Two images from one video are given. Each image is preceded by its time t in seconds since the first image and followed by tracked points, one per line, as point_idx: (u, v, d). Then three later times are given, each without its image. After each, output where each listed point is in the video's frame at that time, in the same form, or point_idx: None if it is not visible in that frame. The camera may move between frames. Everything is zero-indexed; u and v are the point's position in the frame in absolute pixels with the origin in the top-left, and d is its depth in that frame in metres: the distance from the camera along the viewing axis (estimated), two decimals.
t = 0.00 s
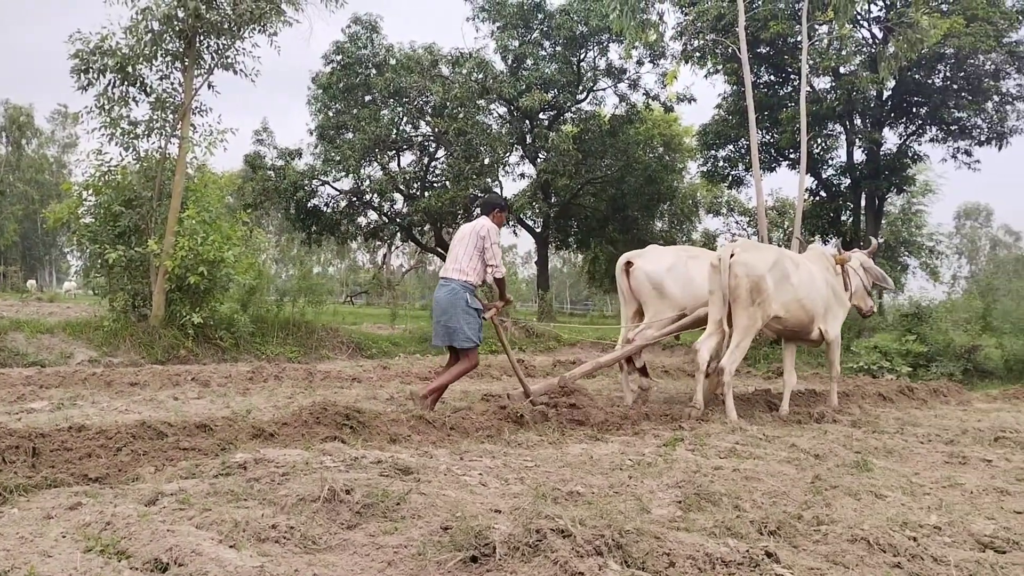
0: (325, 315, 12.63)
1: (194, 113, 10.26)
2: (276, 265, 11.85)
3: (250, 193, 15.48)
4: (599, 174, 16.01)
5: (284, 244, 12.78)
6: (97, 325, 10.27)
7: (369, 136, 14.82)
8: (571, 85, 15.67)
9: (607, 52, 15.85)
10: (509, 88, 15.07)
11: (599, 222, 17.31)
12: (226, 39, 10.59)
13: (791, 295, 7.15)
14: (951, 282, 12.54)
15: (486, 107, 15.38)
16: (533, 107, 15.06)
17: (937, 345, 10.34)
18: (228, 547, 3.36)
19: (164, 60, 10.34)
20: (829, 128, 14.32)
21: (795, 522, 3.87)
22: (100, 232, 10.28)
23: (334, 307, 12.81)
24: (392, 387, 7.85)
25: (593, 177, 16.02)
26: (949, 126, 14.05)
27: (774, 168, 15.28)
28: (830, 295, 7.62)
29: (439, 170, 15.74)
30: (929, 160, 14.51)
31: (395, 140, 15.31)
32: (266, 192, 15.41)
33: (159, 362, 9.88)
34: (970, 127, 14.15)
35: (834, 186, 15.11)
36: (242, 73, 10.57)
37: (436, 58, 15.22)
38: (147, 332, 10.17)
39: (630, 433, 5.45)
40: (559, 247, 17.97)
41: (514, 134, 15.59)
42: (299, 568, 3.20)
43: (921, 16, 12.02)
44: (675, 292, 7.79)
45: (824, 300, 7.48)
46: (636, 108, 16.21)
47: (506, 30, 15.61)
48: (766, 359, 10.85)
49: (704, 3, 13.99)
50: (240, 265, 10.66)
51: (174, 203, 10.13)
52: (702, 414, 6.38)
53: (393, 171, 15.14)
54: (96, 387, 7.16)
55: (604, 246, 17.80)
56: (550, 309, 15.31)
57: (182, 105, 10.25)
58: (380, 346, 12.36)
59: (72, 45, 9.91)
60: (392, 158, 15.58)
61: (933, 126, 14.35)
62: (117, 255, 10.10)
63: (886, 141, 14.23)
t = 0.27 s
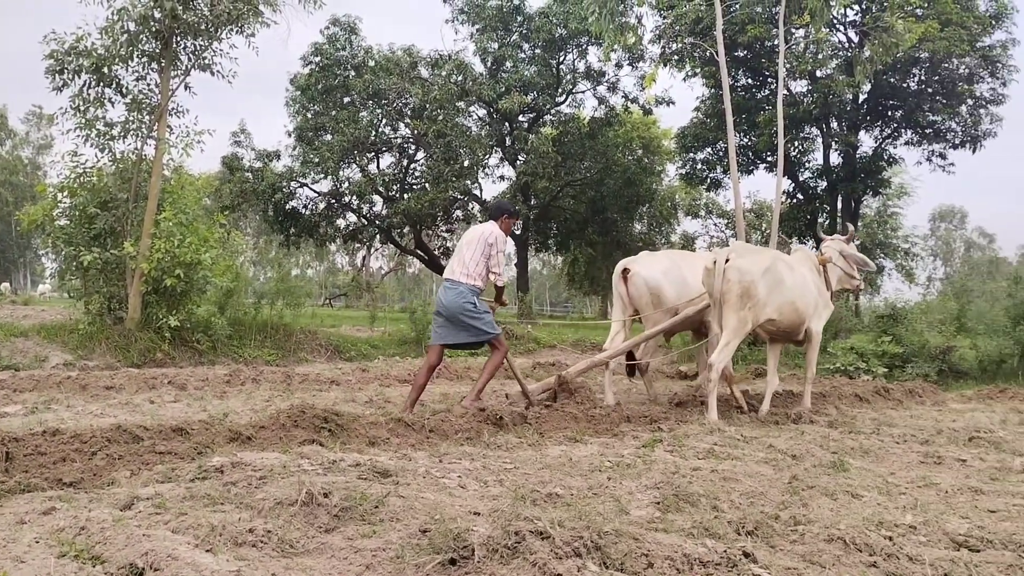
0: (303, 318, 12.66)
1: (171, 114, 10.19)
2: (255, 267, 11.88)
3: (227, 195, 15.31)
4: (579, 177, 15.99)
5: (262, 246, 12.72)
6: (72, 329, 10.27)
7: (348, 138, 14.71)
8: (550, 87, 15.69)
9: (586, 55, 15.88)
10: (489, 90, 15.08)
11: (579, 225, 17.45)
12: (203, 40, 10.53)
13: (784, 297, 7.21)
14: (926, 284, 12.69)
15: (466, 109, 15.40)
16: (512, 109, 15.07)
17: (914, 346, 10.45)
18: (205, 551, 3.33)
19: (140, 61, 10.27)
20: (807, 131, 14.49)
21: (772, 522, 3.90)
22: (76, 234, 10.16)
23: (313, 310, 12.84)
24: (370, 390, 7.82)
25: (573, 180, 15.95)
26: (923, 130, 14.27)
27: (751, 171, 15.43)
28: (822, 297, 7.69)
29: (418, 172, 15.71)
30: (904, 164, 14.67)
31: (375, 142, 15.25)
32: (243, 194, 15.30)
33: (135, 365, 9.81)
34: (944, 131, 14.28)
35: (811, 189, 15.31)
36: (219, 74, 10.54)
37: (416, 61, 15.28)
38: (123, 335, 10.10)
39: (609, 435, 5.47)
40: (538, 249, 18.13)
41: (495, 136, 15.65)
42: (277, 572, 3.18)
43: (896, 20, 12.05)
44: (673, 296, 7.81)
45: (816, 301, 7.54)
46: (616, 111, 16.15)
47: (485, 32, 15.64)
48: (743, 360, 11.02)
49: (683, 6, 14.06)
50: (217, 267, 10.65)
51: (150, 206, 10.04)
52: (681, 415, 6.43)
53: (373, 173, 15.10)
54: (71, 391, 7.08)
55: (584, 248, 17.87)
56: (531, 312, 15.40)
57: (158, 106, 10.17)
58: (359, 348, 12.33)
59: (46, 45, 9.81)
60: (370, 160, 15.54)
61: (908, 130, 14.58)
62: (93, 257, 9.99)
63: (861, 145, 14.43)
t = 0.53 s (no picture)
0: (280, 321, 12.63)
1: (147, 116, 10.12)
2: (232, 270, 11.83)
3: (204, 198, 15.24)
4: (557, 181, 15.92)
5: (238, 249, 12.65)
6: (46, 333, 10.14)
7: (326, 141, 14.76)
8: (529, 91, 15.71)
9: (564, 59, 15.92)
10: (467, 93, 15.05)
11: (558, 228, 17.40)
12: (179, 42, 10.48)
13: (769, 301, 7.24)
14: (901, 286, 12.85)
15: (444, 112, 15.46)
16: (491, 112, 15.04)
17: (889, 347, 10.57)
18: (180, 556, 3.30)
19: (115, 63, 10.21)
20: (783, 135, 14.54)
21: (749, 523, 3.92)
22: (50, 237, 10.08)
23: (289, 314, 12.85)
24: (348, 393, 7.80)
25: (551, 183, 15.92)
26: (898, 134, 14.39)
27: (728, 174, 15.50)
28: (808, 298, 7.72)
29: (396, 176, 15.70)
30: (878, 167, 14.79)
31: (352, 145, 15.37)
32: (220, 197, 15.22)
33: (109, 369, 9.72)
34: (918, 135, 14.42)
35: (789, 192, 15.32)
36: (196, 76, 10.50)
37: (394, 63, 15.49)
38: (97, 338, 9.99)
39: (587, 438, 5.48)
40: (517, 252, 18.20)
41: (472, 140, 15.50)
42: None
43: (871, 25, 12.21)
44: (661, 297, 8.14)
45: (801, 304, 7.59)
46: (594, 114, 16.25)
47: (464, 35, 15.49)
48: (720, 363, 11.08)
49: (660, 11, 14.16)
50: (194, 271, 10.65)
51: (125, 208, 9.96)
52: (660, 417, 6.45)
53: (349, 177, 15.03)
54: (44, 396, 7.00)
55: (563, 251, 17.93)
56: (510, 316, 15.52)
57: (133, 108, 10.10)
58: (337, 352, 12.30)
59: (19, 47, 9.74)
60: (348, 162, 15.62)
61: (882, 134, 14.65)
62: (67, 260, 9.91)
63: (836, 149, 14.48)
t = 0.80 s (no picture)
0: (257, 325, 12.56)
1: (122, 118, 10.03)
2: (209, 273, 11.76)
3: (181, 201, 15.22)
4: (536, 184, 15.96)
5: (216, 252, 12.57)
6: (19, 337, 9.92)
7: (304, 143, 14.75)
8: (508, 94, 15.68)
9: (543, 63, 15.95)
10: (446, 96, 15.00)
11: (537, 231, 17.36)
12: (155, 43, 10.41)
13: (753, 303, 7.40)
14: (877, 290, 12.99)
15: (423, 115, 15.44)
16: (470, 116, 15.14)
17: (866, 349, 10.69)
18: (153, 563, 3.25)
19: (91, 64, 10.12)
20: (759, 139, 14.68)
21: (726, 525, 3.94)
22: (23, 240, 10.00)
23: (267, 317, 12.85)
24: (326, 397, 7.77)
25: (530, 186, 15.95)
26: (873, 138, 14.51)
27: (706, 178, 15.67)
28: (791, 303, 7.87)
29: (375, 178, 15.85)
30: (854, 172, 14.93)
31: (331, 148, 15.33)
32: (198, 200, 15.18)
33: (84, 373, 9.62)
34: (893, 140, 14.56)
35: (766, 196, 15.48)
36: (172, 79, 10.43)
37: (373, 66, 15.56)
38: (71, 342, 9.89)
39: (566, 441, 5.50)
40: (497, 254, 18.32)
41: (452, 143, 15.53)
42: None
43: (845, 31, 12.16)
44: (652, 300, 8.27)
45: (786, 307, 7.74)
46: (573, 118, 16.24)
47: (443, 38, 15.59)
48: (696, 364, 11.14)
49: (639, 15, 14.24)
50: (170, 274, 10.56)
51: (100, 211, 9.94)
52: (639, 419, 6.49)
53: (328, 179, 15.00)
54: (16, 401, 6.92)
55: (542, 253, 17.97)
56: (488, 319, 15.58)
57: (109, 110, 10.01)
58: (315, 355, 12.25)
59: None
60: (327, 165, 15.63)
61: (858, 139, 14.80)
62: (40, 264, 9.85)
63: (812, 153, 14.68)
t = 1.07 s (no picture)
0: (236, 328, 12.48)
1: (100, 119, 9.95)
2: (187, 276, 11.66)
3: (159, 203, 15.00)
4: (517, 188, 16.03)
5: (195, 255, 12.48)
6: None
7: (284, 146, 14.75)
8: (489, 97, 15.61)
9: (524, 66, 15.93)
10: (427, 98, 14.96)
11: (518, 234, 17.36)
12: (133, 45, 10.34)
13: (747, 306, 7.60)
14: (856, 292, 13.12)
15: (405, 118, 15.43)
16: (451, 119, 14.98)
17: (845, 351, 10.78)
18: (131, 568, 3.22)
19: (68, 65, 10.03)
20: (739, 143, 14.56)
21: (705, 527, 3.95)
22: None
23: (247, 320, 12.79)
24: (306, 401, 7.75)
25: (512, 189, 15.99)
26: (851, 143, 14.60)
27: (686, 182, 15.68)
28: (782, 305, 8.09)
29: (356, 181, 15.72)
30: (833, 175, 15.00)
31: (312, 150, 15.32)
32: (176, 202, 15.02)
33: (61, 377, 9.53)
34: (871, 144, 14.62)
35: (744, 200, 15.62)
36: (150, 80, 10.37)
37: (354, 68, 15.64)
38: (48, 346, 9.80)
39: (547, 444, 5.51)
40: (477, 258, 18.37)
41: (433, 146, 15.50)
42: None
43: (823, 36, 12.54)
44: (646, 305, 8.31)
45: (776, 308, 7.96)
46: (554, 121, 16.23)
47: (424, 41, 15.60)
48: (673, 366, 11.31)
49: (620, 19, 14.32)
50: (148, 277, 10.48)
51: (78, 213, 9.91)
52: (621, 422, 6.51)
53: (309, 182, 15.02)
54: None
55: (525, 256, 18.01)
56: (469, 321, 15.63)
57: (86, 111, 9.93)
58: (295, 359, 12.19)
59: None
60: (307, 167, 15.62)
61: (837, 142, 14.89)
62: (17, 266, 9.80)
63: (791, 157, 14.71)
